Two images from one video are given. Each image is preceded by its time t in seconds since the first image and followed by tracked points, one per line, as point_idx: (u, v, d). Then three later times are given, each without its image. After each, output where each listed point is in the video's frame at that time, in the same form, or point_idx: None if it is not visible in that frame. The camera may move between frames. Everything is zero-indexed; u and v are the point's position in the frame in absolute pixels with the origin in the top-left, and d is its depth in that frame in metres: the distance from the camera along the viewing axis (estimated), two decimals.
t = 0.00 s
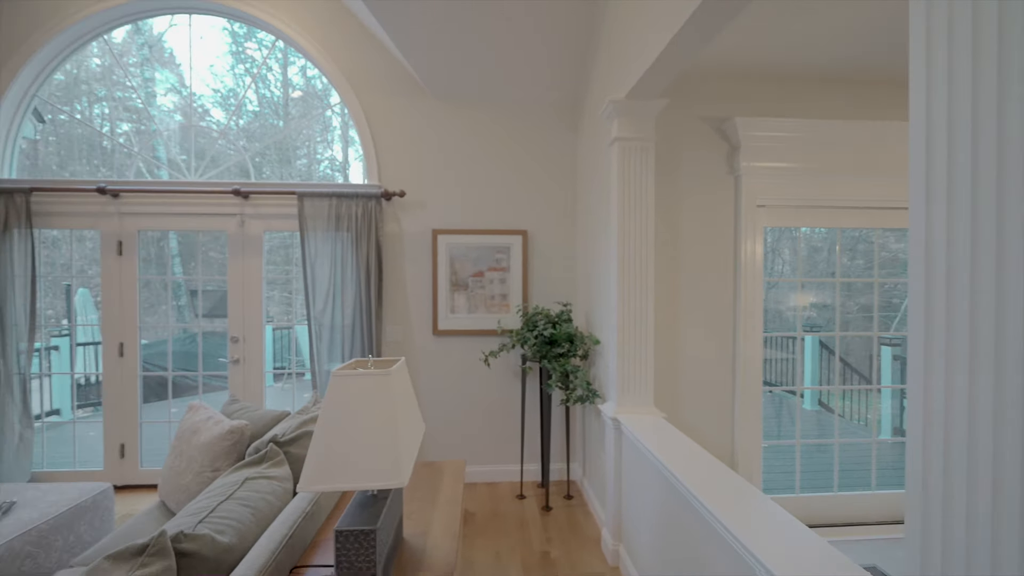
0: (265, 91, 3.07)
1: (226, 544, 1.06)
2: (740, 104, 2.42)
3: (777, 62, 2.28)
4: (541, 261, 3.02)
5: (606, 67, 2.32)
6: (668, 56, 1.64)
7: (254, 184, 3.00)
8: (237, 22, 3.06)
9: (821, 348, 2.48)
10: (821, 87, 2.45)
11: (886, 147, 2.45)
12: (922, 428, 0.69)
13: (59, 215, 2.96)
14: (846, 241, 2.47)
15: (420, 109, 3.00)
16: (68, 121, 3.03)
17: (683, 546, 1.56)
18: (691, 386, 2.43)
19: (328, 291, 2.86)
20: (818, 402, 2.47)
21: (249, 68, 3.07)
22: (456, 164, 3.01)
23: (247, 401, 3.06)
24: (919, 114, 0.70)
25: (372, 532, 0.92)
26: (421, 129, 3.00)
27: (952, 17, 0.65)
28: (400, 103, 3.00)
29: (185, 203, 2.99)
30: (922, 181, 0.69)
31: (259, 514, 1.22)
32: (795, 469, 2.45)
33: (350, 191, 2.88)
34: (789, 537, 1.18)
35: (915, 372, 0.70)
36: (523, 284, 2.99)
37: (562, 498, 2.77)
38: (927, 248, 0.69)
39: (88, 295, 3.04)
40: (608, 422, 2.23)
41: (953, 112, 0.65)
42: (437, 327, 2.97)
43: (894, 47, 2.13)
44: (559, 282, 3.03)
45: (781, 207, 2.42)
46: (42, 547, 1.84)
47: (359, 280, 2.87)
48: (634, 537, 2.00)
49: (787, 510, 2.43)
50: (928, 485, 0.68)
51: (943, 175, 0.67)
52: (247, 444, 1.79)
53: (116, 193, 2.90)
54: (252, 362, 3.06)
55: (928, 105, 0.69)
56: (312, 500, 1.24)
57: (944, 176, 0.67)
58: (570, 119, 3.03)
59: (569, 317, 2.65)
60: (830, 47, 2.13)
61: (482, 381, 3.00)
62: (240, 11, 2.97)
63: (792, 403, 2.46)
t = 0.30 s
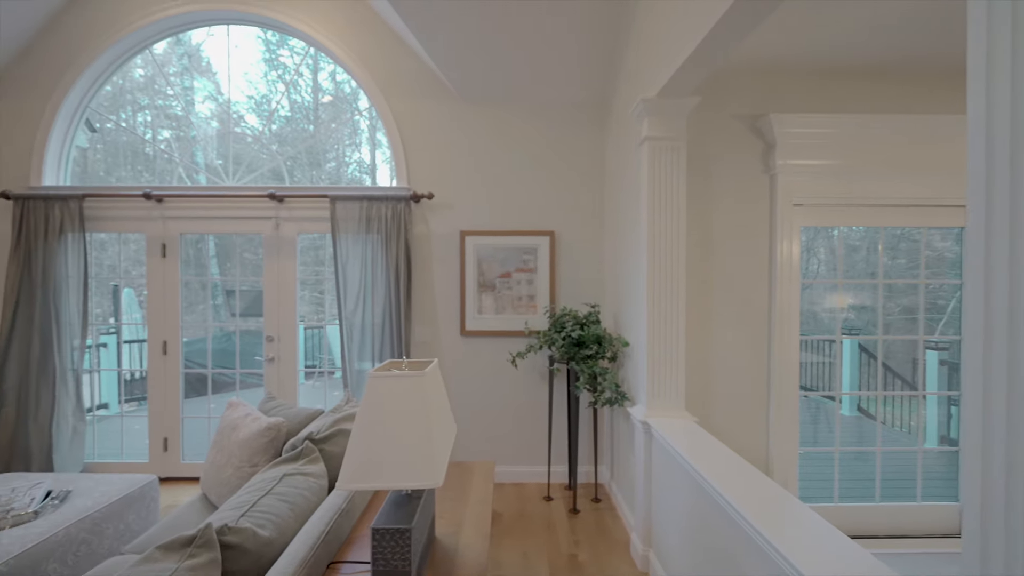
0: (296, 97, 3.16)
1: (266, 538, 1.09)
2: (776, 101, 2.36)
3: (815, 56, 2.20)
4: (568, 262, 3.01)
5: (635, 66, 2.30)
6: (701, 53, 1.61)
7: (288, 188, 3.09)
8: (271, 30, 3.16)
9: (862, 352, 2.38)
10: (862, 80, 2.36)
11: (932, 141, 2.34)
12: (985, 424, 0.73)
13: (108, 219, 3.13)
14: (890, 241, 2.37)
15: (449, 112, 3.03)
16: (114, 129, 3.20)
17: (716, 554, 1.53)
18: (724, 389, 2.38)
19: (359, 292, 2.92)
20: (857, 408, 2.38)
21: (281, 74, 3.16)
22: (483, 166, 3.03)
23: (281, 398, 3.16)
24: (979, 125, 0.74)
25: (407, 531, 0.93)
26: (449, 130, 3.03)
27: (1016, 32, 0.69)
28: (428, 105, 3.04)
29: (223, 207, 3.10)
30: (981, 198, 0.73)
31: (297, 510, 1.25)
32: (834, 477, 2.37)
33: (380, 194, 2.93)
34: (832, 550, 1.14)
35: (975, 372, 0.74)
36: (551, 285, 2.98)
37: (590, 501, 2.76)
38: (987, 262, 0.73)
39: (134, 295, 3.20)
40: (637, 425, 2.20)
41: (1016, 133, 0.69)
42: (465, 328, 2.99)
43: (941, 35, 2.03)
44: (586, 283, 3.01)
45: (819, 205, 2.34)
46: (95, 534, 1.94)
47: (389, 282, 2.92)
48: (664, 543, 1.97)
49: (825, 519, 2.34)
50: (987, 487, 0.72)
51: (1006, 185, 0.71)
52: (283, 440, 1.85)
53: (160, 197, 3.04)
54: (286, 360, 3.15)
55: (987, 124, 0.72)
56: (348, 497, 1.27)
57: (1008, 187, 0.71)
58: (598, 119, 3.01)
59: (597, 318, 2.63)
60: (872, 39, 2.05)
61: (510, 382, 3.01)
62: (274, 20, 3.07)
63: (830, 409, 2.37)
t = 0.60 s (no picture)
0: (325, 101, 3.24)
1: (304, 532, 1.13)
2: (812, 96, 2.28)
3: (855, 49, 2.13)
4: (595, 263, 2.98)
5: (665, 64, 2.26)
6: (735, 50, 1.57)
7: (320, 191, 3.17)
8: (302, 37, 3.25)
9: (905, 356, 2.27)
10: (905, 73, 2.26)
11: (983, 135, 2.22)
12: None
13: (152, 223, 3.27)
14: (936, 239, 2.26)
15: (476, 113, 3.05)
16: (155, 135, 3.34)
17: (751, 563, 1.49)
18: (757, 393, 2.32)
19: (388, 293, 2.97)
20: (898, 414, 2.27)
21: (311, 79, 3.25)
22: (510, 166, 3.03)
23: (314, 396, 3.24)
24: None
25: (442, 531, 0.95)
26: (476, 132, 3.05)
27: None
28: (455, 108, 3.07)
29: (258, 210, 3.20)
30: None
31: (333, 506, 1.28)
32: (874, 486, 2.27)
33: (408, 196, 2.97)
34: (875, 559, 1.09)
35: None
36: (578, 286, 2.96)
37: (618, 504, 2.73)
38: None
39: (174, 295, 3.33)
40: (667, 429, 2.16)
41: None
42: (492, 328, 3.00)
43: (991, 23, 1.93)
44: (614, 284, 2.98)
45: (859, 204, 2.25)
46: (141, 523, 2.03)
47: (417, 282, 2.96)
48: (696, 550, 1.93)
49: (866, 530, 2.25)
50: None
51: None
52: (317, 438, 1.89)
53: (200, 201, 3.16)
54: (318, 359, 3.23)
55: None
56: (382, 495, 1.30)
57: None
58: (626, 117, 2.98)
59: (625, 319, 2.60)
60: (917, 29, 1.96)
61: (537, 383, 3.01)
62: (304, 27, 3.15)
63: (871, 416, 2.28)
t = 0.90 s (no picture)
0: (356, 105, 3.31)
1: (342, 529, 1.15)
2: (855, 91, 2.20)
3: (902, 40, 2.03)
4: (625, 264, 2.95)
5: (699, 61, 2.21)
6: (774, 44, 1.53)
7: (353, 194, 3.24)
8: (333, 44, 3.33)
9: (958, 362, 2.15)
10: (957, 64, 2.15)
11: None
12: None
13: (195, 226, 3.42)
14: (993, 238, 2.12)
15: (505, 115, 3.06)
16: (195, 142, 3.49)
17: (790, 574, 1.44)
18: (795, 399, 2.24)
19: (418, 293, 3.01)
20: (949, 423, 2.15)
21: (341, 84, 3.33)
22: (539, 167, 3.03)
23: (346, 394, 3.32)
24: None
25: (478, 531, 0.95)
26: (505, 133, 3.06)
27: None
28: (483, 109, 3.09)
29: (294, 212, 3.30)
30: None
31: (369, 504, 1.31)
32: (923, 498, 2.16)
33: (439, 198, 3.01)
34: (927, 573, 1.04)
35: None
36: (608, 288, 2.93)
37: (648, 509, 2.68)
38: None
39: (213, 294, 3.47)
40: (701, 434, 2.11)
41: None
42: (520, 330, 3.00)
43: None
44: (645, 285, 2.93)
45: (908, 201, 2.14)
46: (186, 514, 2.12)
47: (447, 283, 2.99)
48: (732, 560, 1.88)
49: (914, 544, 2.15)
50: None
51: None
52: (352, 436, 1.94)
53: (239, 205, 3.28)
54: (350, 358, 3.31)
55: None
56: (416, 494, 1.32)
57: None
58: (657, 116, 2.93)
59: (657, 321, 2.56)
60: (972, 17, 1.86)
61: (566, 385, 2.99)
62: (335, 33, 3.24)
63: (919, 424, 2.17)
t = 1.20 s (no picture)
0: (384, 108, 3.37)
1: (377, 527, 1.17)
2: (901, 83, 2.10)
3: (954, 29, 1.93)
4: (655, 265, 2.90)
5: (734, 57, 2.16)
6: (815, 38, 1.48)
7: (383, 197, 3.30)
8: (363, 49, 3.40)
9: (1015, 369, 2.02)
10: (1015, 52, 2.02)
11: None
12: None
13: (234, 229, 3.55)
14: None
15: (533, 116, 3.06)
16: (232, 147, 3.63)
17: None
18: (834, 405, 2.16)
19: (447, 295, 3.04)
20: (1004, 433, 2.03)
21: (370, 88, 3.40)
22: (567, 168, 3.01)
23: (377, 393, 3.38)
24: None
25: (512, 535, 0.96)
26: (533, 134, 3.06)
27: None
28: (510, 111, 3.09)
29: (327, 215, 3.38)
30: None
31: (402, 503, 1.33)
32: (976, 512, 2.04)
33: (467, 200, 3.03)
34: None
35: None
36: (637, 289, 2.89)
37: (679, 515, 2.63)
38: None
39: (250, 295, 3.59)
40: (736, 439, 2.06)
41: None
42: (548, 331, 2.99)
43: None
44: (676, 286, 2.88)
45: (959, 199, 2.03)
46: (227, 507, 2.21)
47: (476, 284, 3.01)
48: (768, 570, 1.82)
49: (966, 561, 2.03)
50: None
51: None
52: (384, 435, 1.97)
53: (275, 209, 3.39)
54: (380, 358, 3.37)
55: None
56: (449, 494, 1.33)
57: None
58: (689, 113, 2.87)
59: (688, 323, 2.51)
60: None
61: (595, 387, 2.96)
62: (364, 39, 3.31)
63: (971, 434, 2.05)
